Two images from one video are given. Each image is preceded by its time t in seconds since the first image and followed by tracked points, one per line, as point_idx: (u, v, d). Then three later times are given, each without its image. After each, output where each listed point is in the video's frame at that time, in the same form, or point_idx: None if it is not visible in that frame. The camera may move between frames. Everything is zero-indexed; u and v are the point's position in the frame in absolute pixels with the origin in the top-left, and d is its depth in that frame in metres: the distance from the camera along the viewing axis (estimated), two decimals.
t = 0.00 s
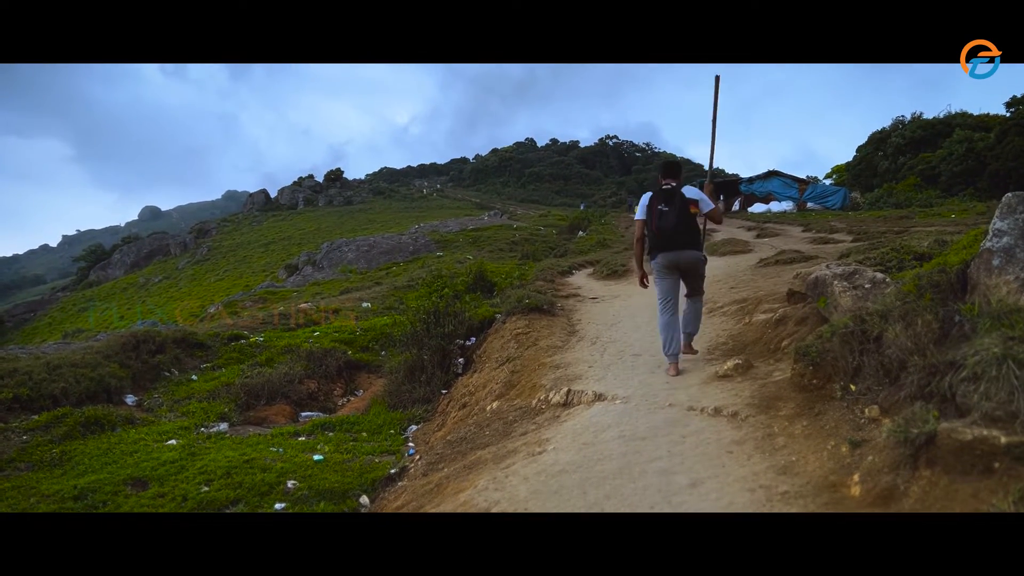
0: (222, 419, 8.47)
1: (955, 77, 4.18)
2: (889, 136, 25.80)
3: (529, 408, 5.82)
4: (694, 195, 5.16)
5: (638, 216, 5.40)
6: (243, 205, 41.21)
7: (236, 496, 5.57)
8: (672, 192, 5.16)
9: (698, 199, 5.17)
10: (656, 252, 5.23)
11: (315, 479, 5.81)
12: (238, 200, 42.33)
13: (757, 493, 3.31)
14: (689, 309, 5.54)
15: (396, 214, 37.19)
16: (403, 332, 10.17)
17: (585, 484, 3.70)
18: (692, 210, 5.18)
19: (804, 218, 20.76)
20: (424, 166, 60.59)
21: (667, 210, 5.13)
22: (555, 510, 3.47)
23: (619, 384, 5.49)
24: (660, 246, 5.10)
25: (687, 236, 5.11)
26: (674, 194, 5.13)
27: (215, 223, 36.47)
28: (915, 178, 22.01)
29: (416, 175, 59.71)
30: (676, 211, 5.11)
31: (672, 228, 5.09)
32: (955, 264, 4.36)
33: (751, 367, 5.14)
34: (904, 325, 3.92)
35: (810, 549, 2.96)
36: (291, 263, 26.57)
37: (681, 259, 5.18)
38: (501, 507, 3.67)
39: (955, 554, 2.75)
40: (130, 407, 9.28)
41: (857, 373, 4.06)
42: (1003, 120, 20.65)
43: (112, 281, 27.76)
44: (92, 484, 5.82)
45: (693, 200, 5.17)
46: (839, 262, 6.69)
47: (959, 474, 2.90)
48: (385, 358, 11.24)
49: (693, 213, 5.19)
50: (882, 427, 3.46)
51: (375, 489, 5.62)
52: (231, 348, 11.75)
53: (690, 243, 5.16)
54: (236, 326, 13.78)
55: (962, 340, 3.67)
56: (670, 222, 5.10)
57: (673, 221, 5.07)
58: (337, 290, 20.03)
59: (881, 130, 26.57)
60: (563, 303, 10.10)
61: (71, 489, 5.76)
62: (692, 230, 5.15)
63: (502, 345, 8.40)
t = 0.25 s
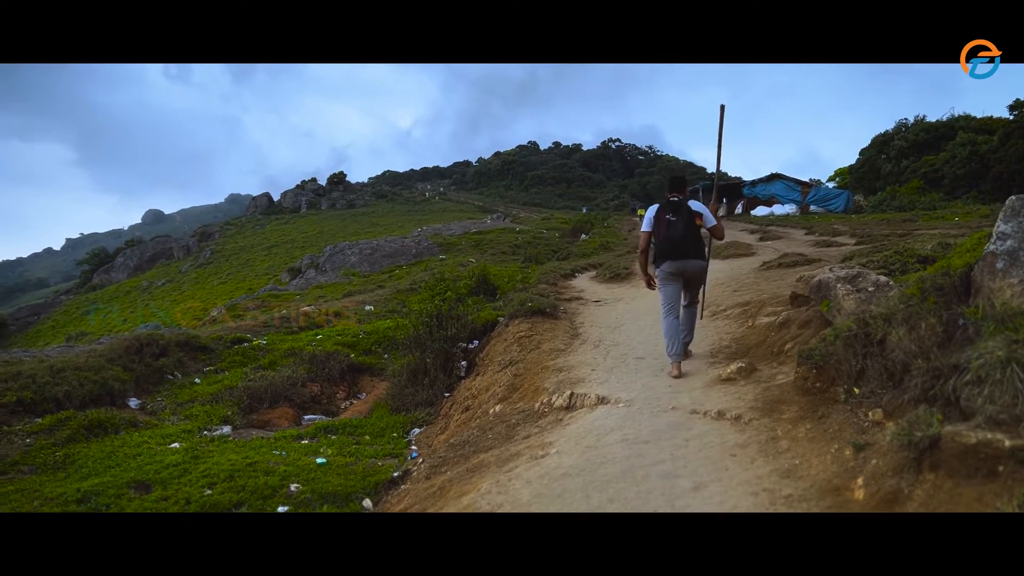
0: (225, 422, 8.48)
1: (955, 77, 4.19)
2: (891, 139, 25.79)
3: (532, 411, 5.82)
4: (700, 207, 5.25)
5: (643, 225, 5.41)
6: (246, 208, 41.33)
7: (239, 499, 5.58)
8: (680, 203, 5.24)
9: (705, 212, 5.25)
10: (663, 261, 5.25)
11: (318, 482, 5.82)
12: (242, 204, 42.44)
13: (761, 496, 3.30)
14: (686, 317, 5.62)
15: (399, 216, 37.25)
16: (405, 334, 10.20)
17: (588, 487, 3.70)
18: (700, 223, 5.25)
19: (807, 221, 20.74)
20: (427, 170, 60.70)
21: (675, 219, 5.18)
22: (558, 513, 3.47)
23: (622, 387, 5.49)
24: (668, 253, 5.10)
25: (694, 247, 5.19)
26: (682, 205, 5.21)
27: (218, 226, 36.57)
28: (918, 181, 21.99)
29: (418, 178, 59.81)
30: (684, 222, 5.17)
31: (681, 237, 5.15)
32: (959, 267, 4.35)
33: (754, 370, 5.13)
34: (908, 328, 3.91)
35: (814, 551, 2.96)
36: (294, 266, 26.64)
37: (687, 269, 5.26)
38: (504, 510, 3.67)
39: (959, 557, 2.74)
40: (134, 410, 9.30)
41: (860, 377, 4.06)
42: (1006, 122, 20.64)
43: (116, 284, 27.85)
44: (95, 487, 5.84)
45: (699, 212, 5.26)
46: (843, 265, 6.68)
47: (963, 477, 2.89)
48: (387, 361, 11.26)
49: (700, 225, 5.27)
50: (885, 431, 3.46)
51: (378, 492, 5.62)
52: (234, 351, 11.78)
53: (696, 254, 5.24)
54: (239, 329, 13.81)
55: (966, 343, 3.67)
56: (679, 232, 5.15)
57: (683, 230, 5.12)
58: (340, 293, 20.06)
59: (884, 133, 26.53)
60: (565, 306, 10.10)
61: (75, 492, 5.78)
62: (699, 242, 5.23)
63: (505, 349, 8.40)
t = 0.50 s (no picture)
0: (230, 427, 8.49)
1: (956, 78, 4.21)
2: (897, 142, 25.71)
3: (537, 415, 5.82)
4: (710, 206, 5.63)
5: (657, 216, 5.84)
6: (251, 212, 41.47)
7: (244, 503, 5.58)
8: (691, 198, 5.65)
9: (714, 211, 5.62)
10: (670, 249, 5.65)
11: (323, 486, 5.82)
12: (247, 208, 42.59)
13: (767, 501, 3.29)
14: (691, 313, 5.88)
15: (404, 220, 37.30)
16: (410, 338, 10.21)
17: (594, 492, 3.69)
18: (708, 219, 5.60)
19: (812, 225, 20.69)
20: (432, 174, 60.82)
21: (685, 210, 5.59)
22: (563, 517, 3.46)
23: (627, 391, 5.49)
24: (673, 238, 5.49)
25: (699, 238, 5.55)
26: (693, 199, 5.62)
27: (224, 231, 36.71)
28: (924, 185, 21.90)
29: (423, 182, 59.95)
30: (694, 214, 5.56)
31: (688, 227, 5.53)
32: (966, 270, 4.33)
33: (760, 374, 5.12)
34: (915, 333, 3.90)
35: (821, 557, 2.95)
36: (299, 269, 26.71)
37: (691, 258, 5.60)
38: (509, 514, 3.66)
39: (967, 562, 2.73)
40: (139, 414, 9.32)
41: (867, 381, 4.05)
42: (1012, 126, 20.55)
43: (122, 288, 27.96)
44: (100, 491, 5.85)
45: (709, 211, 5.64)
46: (849, 269, 6.66)
47: (970, 482, 2.87)
48: (393, 365, 11.27)
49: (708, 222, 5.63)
50: (892, 435, 3.44)
51: (383, 496, 5.62)
52: (239, 355, 11.80)
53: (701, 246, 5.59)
54: (244, 333, 13.85)
55: (973, 347, 3.65)
56: (687, 221, 5.54)
57: (690, 220, 5.51)
58: (345, 297, 20.09)
59: (889, 136, 26.45)
60: (571, 310, 10.09)
61: (80, 497, 5.80)
62: (705, 235, 5.58)
63: (510, 353, 8.40)
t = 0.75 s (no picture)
0: (237, 430, 8.53)
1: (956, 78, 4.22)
2: (904, 146, 25.61)
3: (543, 419, 5.82)
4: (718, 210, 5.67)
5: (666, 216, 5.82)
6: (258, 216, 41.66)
7: (251, 506, 5.60)
8: (702, 202, 5.65)
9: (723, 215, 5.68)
10: (680, 253, 5.68)
11: (329, 490, 5.84)
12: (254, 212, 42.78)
13: (774, 506, 3.28)
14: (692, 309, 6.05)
15: (409, 224, 37.39)
16: (416, 342, 10.25)
17: (600, 496, 3.69)
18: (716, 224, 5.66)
19: (818, 228, 20.65)
20: (437, 178, 60.97)
21: (697, 216, 5.59)
22: (569, 522, 3.45)
23: (633, 395, 5.48)
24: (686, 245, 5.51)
25: (709, 243, 5.61)
26: (704, 204, 5.61)
27: (230, 235, 36.88)
28: (931, 189, 21.81)
29: (429, 186, 60.10)
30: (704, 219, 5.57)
31: (699, 233, 5.56)
32: (974, 275, 4.31)
33: (767, 379, 5.11)
34: (922, 337, 3.89)
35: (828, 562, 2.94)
36: (306, 273, 26.82)
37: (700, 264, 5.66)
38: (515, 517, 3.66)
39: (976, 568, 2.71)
40: (146, 417, 9.37)
41: (874, 386, 4.03)
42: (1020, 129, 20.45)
43: (129, 292, 28.12)
44: (107, 495, 5.89)
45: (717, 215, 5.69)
46: (856, 273, 6.64)
47: (979, 488, 2.86)
48: (398, 369, 11.30)
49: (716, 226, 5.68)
50: (900, 440, 3.43)
51: (389, 500, 5.63)
52: (246, 359, 11.86)
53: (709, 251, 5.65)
54: (251, 336, 13.91)
55: (981, 352, 3.64)
56: (698, 228, 5.57)
57: (701, 227, 5.53)
58: (351, 301, 20.15)
59: (896, 140, 26.35)
60: (576, 314, 10.09)
61: (87, 500, 5.83)
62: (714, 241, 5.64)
63: (516, 357, 8.41)
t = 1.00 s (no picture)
0: (246, 434, 8.58)
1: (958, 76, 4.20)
2: (914, 149, 25.47)
3: (552, 424, 5.82)
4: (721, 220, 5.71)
5: (672, 233, 5.89)
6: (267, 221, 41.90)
7: (260, 509, 5.63)
8: (704, 214, 5.70)
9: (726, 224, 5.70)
10: (686, 265, 5.71)
11: (339, 494, 5.86)
12: (263, 217, 43.04)
13: (784, 511, 3.27)
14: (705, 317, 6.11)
15: (418, 229, 37.50)
16: (425, 347, 10.29)
17: (610, 501, 3.69)
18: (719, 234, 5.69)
19: (828, 232, 20.57)
20: (445, 183, 61.16)
21: (699, 228, 5.63)
22: (578, 526, 3.45)
23: (642, 400, 5.48)
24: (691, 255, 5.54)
25: (714, 253, 5.62)
26: (706, 215, 5.66)
27: (239, 239, 37.11)
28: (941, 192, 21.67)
29: (437, 191, 60.29)
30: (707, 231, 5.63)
31: (703, 245, 5.60)
32: (985, 279, 4.29)
33: (777, 383, 5.09)
34: (934, 342, 3.87)
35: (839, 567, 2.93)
36: (314, 277, 26.96)
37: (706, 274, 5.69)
38: (524, 520, 3.66)
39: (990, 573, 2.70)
40: (156, 421, 9.44)
41: (885, 392, 4.01)
42: None
43: (139, 296, 28.35)
44: (118, 498, 5.94)
45: (721, 225, 5.72)
46: (866, 277, 6.61)
47: (991, 494, 2.84)
48: (407, 373, 11.33)
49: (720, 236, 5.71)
50: (911, 446, 3.42)
51: (398, 504, 5.65)
52: (255, 363, 11.93)
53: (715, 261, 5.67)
54: (260, 340, 13.99)
55: (993, 357, 3.62)
56: (702, 240, 5.61)
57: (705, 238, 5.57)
58: (359, 305, 20.23)
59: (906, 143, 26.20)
60: (585, 318, 10.08)
61: (98, 503, 5.89)
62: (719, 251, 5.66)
63: (525, 361, 8.42)
